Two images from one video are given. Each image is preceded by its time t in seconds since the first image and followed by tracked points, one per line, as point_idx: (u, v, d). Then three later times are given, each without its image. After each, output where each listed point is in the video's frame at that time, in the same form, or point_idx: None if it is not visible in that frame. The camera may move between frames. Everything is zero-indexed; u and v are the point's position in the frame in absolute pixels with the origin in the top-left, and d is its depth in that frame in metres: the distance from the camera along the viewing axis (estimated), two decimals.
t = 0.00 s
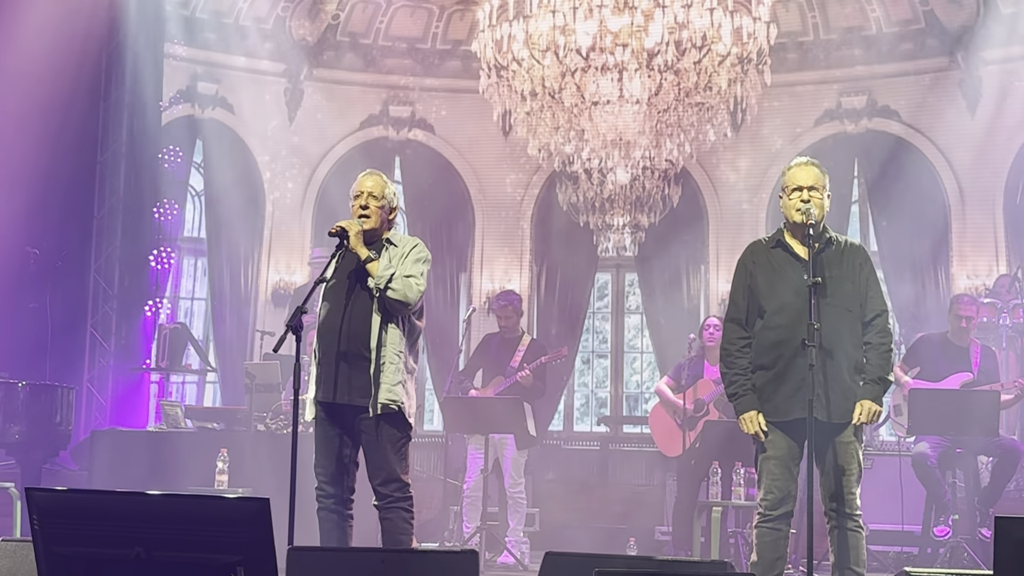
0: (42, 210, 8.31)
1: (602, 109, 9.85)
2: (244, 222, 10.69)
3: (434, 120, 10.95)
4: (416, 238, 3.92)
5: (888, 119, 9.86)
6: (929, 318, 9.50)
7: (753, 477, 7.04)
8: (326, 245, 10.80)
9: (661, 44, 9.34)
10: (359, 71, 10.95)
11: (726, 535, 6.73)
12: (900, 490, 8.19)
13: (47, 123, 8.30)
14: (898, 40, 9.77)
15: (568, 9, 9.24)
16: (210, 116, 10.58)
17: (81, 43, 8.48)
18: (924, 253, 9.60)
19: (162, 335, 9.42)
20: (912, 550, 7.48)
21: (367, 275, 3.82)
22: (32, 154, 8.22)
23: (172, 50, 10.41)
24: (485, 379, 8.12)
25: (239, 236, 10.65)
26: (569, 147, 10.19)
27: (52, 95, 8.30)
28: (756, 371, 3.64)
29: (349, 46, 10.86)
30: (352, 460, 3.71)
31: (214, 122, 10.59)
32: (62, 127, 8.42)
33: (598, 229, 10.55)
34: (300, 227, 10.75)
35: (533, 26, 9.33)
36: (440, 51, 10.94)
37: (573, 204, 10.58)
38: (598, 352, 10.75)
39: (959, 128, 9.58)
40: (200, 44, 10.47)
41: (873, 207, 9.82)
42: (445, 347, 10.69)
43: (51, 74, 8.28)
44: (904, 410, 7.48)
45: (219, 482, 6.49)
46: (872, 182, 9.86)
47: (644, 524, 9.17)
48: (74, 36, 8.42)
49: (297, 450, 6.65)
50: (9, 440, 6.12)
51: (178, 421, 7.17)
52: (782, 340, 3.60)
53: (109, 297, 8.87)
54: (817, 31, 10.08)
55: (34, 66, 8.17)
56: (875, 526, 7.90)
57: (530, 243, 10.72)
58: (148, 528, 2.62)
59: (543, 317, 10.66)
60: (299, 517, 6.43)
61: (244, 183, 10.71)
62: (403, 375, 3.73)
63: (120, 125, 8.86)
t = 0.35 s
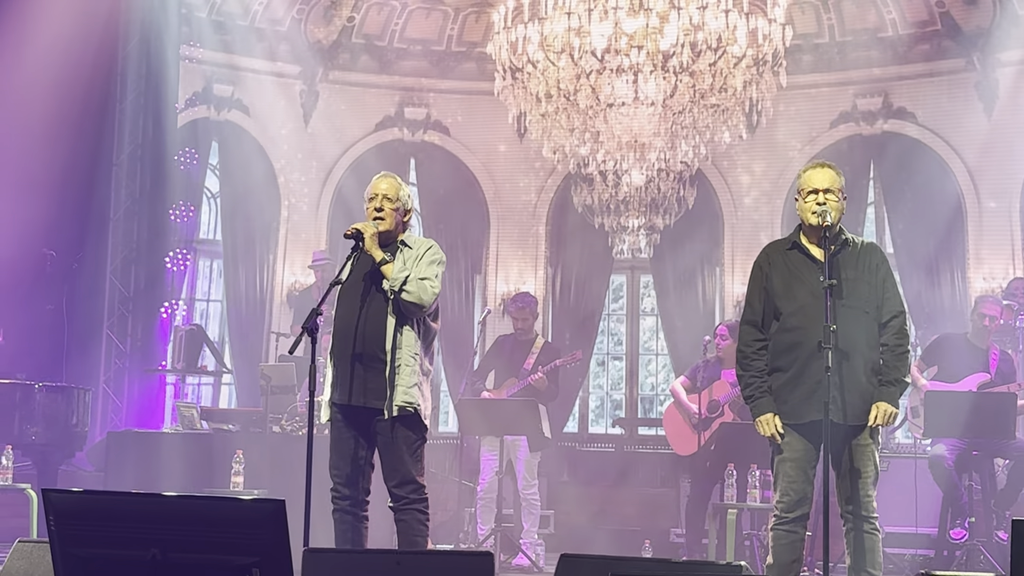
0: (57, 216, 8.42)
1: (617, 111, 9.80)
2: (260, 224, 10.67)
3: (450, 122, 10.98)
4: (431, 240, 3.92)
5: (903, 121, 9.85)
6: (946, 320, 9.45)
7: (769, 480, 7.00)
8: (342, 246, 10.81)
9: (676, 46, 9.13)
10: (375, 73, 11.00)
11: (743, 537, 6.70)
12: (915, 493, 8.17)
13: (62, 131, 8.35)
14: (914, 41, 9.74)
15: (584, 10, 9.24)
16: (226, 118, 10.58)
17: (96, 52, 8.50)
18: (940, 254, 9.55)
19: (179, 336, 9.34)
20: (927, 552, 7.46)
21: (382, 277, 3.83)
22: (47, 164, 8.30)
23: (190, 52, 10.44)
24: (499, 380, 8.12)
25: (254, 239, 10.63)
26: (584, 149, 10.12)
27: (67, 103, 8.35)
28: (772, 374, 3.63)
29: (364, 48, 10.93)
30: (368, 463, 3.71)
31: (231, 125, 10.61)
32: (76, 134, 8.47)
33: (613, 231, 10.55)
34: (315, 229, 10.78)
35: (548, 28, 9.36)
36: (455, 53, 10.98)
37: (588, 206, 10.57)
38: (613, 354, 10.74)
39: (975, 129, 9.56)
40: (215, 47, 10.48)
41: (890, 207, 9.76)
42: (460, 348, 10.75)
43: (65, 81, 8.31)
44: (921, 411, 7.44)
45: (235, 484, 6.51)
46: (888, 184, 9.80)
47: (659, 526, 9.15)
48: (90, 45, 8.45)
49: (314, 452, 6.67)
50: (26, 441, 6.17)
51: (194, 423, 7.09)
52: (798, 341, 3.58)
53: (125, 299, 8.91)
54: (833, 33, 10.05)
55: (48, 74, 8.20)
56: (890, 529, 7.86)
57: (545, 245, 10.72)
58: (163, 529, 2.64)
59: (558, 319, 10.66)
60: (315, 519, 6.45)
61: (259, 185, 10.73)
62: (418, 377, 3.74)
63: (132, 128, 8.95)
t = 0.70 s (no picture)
0: (80, 220, 8.45)
1: (636, 113, 9.79)
2: (281, 227, 10.73)
3: (469, 123, 10.95)
4: (451, 242, 3.93)
5: (924, 123, 9.79)
6: (967, 322, 9.39)
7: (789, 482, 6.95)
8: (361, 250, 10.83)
9: (696, 47, 9.21)
10: (394, 76, 11.00)
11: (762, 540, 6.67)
12: (936, 496, 8.12)
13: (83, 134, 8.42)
14: (935, 43, 9.69)
15: (603, 11, 9.29)
16: (246, 121, 10.65)
17: (116, 56, 8.57)
18: (962, 256, 9.49)
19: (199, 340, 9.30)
20: (949, 555, 7.37)
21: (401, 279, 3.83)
22: (68, 168, 8.38)
23: (209, 56, 10.41)
24: (516, 381, 8.12)
25: (274, 243, 10.69)
26: (603, 150, 10.15)
27: (87, 108, 8.44)
28: (793, 375, 3.61)
29: (383, 51, 10.96)
30: (388, 464, 3.73)
31: (250, 128, 10.66)
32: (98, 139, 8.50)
33: (632, 233, 10.53)
34: (335, 230, 10.83)
35: (567, 29, 9.32)
36: (474, 55, 10.94)
37: (607, 208, 10.56)
38: (632, 356, 10.71)
39: (997, 131, 9.49)
40: (236, 50, 10.52)
41: (909, 209, 9.73)
42: (480, 349, 10.75)
43: (86, 86, 8.44)
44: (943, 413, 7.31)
45: (255, 485, 6.55)
46: (908, 186, 9.77)
47: (678, 528, 9.13)
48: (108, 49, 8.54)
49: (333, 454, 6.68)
50: (48, 443, 6.22)
51: (214, 424, 7.19)
52: (819, 343, 3.56)
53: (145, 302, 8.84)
54: (853, 34, 10.00)
55: (69, 80, 8.36)
56: (912, 532, 7.78)
57: (564, 248, 10.73)
58: (184, 531, 2.65)
59: (577, 322, 10.68)
60: (334, 520, 6.46)
61: (280, 188, 10.76)
62: (437, 378, 3.75)
63: (155, 132, 8.85)
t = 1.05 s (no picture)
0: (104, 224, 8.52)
1: (662, 113, 9.90)
2: (307, 229, 10.79)
3: (494, 125, 10.96)
4: (477, 244, 3.94)
5: (952, 122, 9.69)
6: (995, 322, 9.30)
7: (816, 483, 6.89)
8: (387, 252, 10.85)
9: (721, 48, 9.35)
10: (419, 77, 11.03)
11: (790, 541, 6.62)
12: (965, 498, 8.01)
13: (104, 141, 8.54)
14: (963, 42, 9.60)
15: (628, 13, 9.54)
16: (272, 123, 10.67)
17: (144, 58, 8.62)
18: (989, 256, 9.42)
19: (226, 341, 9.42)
20: (977, 556, 7.36)
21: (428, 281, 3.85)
22: (91, 174, 8.55)
23: (236, 59, 10.42)
24: (539, 382, 8.11)
25: (300, 244, 10.76)
26: (629, 151, 10.28)
27: (110, 115, 8.56)
28: (820, 377, 3.59)
29: (409, 52, 11.01)
30: (415, 466, 3.74)
31: (277, 130, 10.69)
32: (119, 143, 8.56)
33: (658, 233, 10.50)
34: (361, 231, 10.87)
35: (593, 30, 9.58)
36: (500, 56, 10.96)
37: (632, 209, 10.55)
38: (659, 357, 10.67)
39: None
40: (263, 53, 10.58)
41: (937, 207, 9.60)
42: (507, 350, 10.76)
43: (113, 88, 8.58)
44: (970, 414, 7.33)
45: (282, 486, 6.60)
46: (933, 185, 9.66)
47: (705, 529, 9.10)
48: (126, 54, 8.62)
49: (360, 455, 6.72)
50: (76, 444, 6.28)
51: (241, 425, 7.25)
52: (846, 345, 3.54)
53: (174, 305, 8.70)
54: (880, 33, 9.91)
55: (91, 89, 8.57)
56: (940, 533, 7.77)
57: (590, 249, 10.70)
58: (211, 533, 2.67)
59: (602, 322, 10.65)
60: (362, 520, 6.50)
61: (306, 190, 10.81)
62: (464, 380, 3.75)
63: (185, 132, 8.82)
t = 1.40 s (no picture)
0: (149, 226, 8.75)
1: (702, 113, 9.75)
2: (349, 230, 10.87)
3: (534, 127, 10.92)
4: (519, 245, 3.94)
5: (997, 119, 9.56)
6: None
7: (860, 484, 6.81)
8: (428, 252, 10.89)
9: (762, 47, 9.28)
10: (458, 79, 11.02)
11: (834, 542, 6.54)
12: (1012, 499, 7.90)
13: (149, 145, 8.75)
14: (1008, 39, 9.43)
15: (668, 13, 9.53)
16: (315, 125, 10.81)
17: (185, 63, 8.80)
18: None
19: (269, 341, 10.00)
20: None
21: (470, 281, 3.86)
22: (136, 178, 8.73)
23: (278, 62, 10.56)
24: (580, 383, 8.11)
25: (342, 246, 10.83)
26: (669, 151, 10.15)
27: (154, 119, 8.75)
28: (863, 376, 3.56)
29: (449, 54, 11.00)
30: (457, 467, 3.76)
31: (319, 133, 10.84)
32: (163, 147, 8.77)
33: (698, 234, 10.47)
34: (401, 232, 10.91)
35: (632, 31, 9.57)
36: (540, 57, 10.88)
37: (673, 210, 10.43)
38: (700, 357, 10.64)
39: None
40: (305, 55, 10.68)
41: (981, 207, 9.50)
42: (548, 351, 10.76)
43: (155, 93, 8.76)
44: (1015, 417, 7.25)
45: (324, 487, 6.67)
46: (978, 184, 9.57)
47: (748, 530, 9.04)
48: (168, 59, 8.78)
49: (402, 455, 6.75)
50: (122, 446, 6.39)
51: (284, 427, 7.23)
52: (889, 344, 3.50)
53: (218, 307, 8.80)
54: (922, 31, 9.82)
55: (134, 95, 8.71)
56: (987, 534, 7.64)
57: (631, 248, 10.66)
58: (256, 533, 2.71)
59: (644, 323, 10.60)
60: (404, 520, 6.55)
61: (349, 192, 10.92)
62: (506, 381, 3.76)
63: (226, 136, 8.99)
